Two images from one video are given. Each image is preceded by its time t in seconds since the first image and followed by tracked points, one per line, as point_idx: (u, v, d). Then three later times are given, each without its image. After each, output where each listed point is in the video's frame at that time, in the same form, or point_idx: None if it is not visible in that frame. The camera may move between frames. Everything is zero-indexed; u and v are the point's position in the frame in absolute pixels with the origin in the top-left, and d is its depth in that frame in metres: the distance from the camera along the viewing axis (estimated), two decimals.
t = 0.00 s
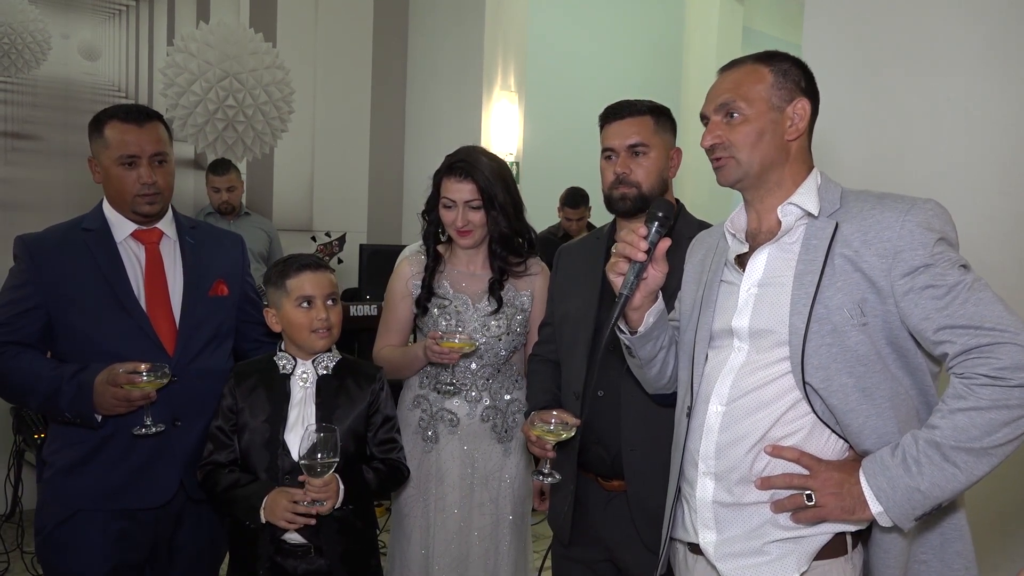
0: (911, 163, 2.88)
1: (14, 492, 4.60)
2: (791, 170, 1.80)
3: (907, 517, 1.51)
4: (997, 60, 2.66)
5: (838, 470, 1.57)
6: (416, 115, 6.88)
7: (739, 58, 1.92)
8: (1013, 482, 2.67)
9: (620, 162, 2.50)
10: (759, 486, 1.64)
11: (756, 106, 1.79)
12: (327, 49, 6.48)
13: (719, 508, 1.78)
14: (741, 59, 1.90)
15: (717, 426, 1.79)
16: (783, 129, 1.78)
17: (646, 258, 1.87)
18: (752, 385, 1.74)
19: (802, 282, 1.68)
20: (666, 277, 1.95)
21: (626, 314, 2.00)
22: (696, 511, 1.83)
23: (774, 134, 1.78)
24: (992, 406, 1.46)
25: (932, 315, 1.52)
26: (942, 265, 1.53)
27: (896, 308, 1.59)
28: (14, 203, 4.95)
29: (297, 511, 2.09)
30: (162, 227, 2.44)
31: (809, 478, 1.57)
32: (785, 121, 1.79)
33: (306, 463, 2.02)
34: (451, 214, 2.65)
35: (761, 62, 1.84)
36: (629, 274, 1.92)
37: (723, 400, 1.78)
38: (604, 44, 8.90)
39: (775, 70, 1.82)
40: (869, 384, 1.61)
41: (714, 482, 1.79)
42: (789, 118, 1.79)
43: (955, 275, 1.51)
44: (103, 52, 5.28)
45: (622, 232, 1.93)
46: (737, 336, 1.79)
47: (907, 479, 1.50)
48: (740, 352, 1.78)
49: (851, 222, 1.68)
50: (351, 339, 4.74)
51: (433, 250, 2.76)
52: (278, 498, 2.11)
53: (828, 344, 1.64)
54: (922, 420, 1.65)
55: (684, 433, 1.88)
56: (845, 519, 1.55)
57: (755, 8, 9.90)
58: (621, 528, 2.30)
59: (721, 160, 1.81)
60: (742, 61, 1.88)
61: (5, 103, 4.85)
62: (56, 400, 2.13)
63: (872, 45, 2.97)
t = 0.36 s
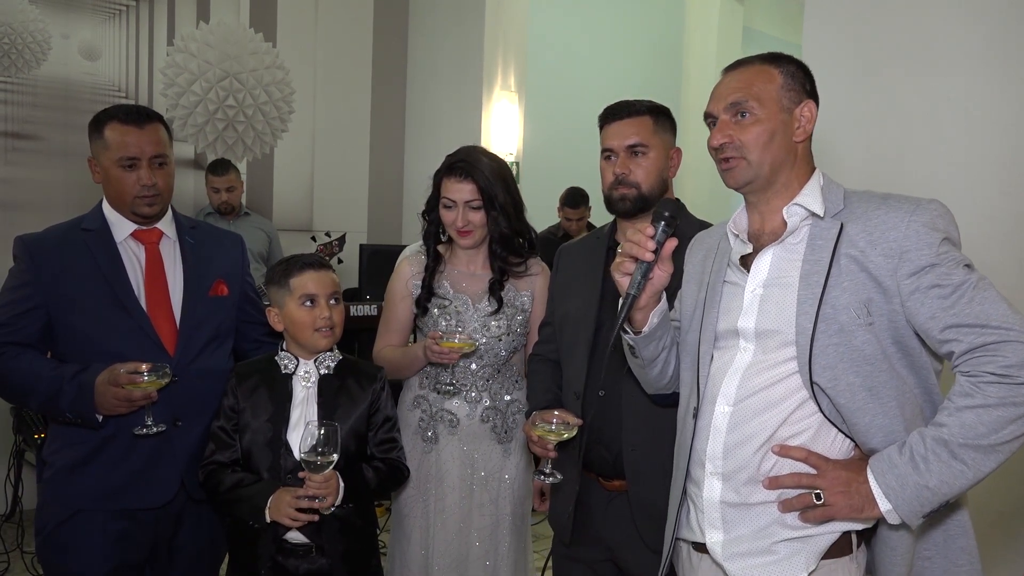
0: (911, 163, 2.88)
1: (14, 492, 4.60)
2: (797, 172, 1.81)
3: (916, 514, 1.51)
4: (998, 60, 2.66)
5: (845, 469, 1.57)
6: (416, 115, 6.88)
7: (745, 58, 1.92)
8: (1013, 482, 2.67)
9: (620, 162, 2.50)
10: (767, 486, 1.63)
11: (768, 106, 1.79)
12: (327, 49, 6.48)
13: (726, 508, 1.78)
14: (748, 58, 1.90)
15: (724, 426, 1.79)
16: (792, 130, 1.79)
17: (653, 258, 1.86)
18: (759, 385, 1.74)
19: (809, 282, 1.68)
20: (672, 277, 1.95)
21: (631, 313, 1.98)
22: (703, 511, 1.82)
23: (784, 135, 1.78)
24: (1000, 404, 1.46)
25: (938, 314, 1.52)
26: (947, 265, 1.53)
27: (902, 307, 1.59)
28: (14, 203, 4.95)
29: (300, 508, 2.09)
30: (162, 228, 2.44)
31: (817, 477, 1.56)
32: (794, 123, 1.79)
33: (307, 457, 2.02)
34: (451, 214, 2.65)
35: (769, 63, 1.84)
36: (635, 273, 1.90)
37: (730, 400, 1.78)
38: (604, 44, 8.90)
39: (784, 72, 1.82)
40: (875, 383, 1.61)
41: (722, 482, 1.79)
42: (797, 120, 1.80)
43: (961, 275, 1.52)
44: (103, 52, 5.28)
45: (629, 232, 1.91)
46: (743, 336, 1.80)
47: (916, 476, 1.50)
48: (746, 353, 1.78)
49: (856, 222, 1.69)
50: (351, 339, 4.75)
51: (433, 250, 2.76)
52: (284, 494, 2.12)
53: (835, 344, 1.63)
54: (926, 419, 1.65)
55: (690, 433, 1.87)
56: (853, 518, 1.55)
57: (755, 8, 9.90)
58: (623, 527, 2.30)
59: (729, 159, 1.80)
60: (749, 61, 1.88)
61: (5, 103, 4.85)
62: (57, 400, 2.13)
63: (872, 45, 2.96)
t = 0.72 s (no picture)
0: (910, 163, 2.88)
1: (14, 492, 4.60)
2: (799, 173, 1.81)
3: (915, 509, 1.51)
4: (997, 59, 2.66)
5: (843, 465, 1.56)
6: (416, 115, 6.88)
7: (750, 58, 1.92)
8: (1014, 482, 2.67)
9: (617, 162, 2.50)
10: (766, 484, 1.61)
11: (773, 106, 1.79)
12: (328, 49, 6.48)
13: (727, 508, 1.78)
14: (752, 59, 1.90)
15: (726, 425, 1.79)
16: (796, 131, 1.79)
17: (657, 259, 1.85)
18: (759, 384, 1.74)
19: (809, 280, 1.68)
20: (674, 278, 1.94)
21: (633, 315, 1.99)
22: (704, 511, 1.82)
23: (788, 135, 1.78)
24: (1000, 398, 1.47)
25: (939, 311, 1.53)
26: (947, 263, 1.54)
27: (902, 305, 1.60)
28: (14, 203, 4.95)
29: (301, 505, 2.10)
30: (162, 228, 2.44)
31: (816, 473, 1.55)
32: (798, 124, 1.80)
33: (303, 456, 2.03)
34: (452, 214, 2.65)
35: (775, 63, 1.84)
36: (640, 275, 1.90)
37: (731, 400, 1.78)
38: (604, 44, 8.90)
39: (789, 73, 1.83)
40: (875, 381, 1.61)
41: (723, 482, 1.79)
42: (801, 121, 1.81)
43: (961, 272, 1.53)
44: (104, 52, 5.28)
45: (633, 234, 1.90)
46: (744, 336, 1.80)
47: (915, 470, 1.50)
48: (747, 352, 1.78)
49: (857, 222, 1.69)
50: (351, 339, 4.75)
51: (434, 250, 2.76)
52: (286, 491, 2.13)
53: (835, 342, 1.64)
54: (927, 417, 1.65)
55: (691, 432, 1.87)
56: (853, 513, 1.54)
57: (755, 8, 9.89)
58: (622, 527, 2.30)
59: (732, 156, 1.80)
60: (755, 61, 1.88)
61: (5, 103, 4.85)
62: (57, 400, 2.13)
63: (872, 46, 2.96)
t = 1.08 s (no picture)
0: (912, 163, 2.88)
1: (14, 492, 4.60)
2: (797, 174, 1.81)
3: (860, 453, 1.38)
4: (1001, 66, 2.67)
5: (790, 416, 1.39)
6: (416, 115, 6.88)
7: (748, 60, 1.92)
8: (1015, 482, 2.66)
9: (592, 175, 2.54)
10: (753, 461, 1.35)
11: (766, 109, 1.79)
12: (328, 49, 6.48)
13: (727, 507, 1.78)
14: (747, 61, 1.90)
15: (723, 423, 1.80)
16: (793, 132, 1.79)
17: (660, 258, 1.87)
18: (757, 382, 1.75)
19: (808, 276, 1.69)
20: (677, 278, 1.94)
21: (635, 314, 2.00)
22: (704, 511, 1.84)
23: (784, 137, 1.78)
24: (976, 396, 1.38)
25: (934, 317, 1.50)
26: (948, 272, 1.53)
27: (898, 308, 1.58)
28: (14, 203, 4.95)
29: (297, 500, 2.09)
30: (161, 228, 2.44)
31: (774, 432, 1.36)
32: (795, 125, 1.80)
33: (301, 457, 2.03)
34: (452, 214, 2.65)
35: (768, 66, 1.85)
36: (643, 274, 1.91)
37: (730, 398, 1.80)
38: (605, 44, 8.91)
39: (782, 75, 1.83)
40: (854, 378, 1.58)
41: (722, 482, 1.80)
42: (799, 122, 1.80)
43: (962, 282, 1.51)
44: (104, 52, 5.28)
45: (636, 233, 1.92)
46: (744, 334, 1.82)
47: (882, 419, 1.38)
48: (746, 350, 1.80)
49: (862, 223, 1.68)
50: (351, 339, 4.76)
51: (434, 250, 2.76)
52: (285, 490, 2.12)
53: (827, 339, 1.63)
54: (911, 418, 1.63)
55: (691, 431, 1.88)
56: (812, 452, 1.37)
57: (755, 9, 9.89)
58: (621, 527, 2.31)
59: (728, 160, 1.81)
60: (749, 64, 1.88)
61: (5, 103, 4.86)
62: (57, 400, 2.13)
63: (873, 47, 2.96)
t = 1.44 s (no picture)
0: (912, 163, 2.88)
1: (16, 491, 4.60)
2: (800, 174, 1.81)
3: (826, 392, 1.41)
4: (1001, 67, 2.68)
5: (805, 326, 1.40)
6: (417, 115, 6.88)
7: (749, 60, 1.92)
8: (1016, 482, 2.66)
9: (589, 175, 2.53)
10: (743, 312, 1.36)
11: (774, 108, 1.79)
12: (329, 49, 6.48)
13: (722, 506, 1.79)
14: (749, 61, 1.91)
15: (720, 421, 1.82)
16: (797, 133, 1.80)
17: (661, 261, 1.87)
18: (751, 381, 1.78)
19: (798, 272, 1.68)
20: (677, 280, 1.95)
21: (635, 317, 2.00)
22: (700, 510, 1.84)
23: (790, 136, 1.79)
24: (951, 384, 1.43)
25: (920, 317, 1.53)
26: (937, 271, 1.55)
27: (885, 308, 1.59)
28: (16, 203, 4.95)
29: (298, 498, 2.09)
30: (163, 228, 2.44)
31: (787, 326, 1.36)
32: (800, 126, 1.81)
33: (303, 458, 2.03)
34: (453, 214, 2.65)
35: (772, 65, 1.85)
36: (643, 278, 1.91)
37: (725, 396, 1.83)
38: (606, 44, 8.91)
39: (786, 75, 1.84)
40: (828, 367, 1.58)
41: (719, 481, 1.80)
42: (802, 123, 1.81)
43: (950, 283, 1.53)
44: (106, 52, 5.29)
45: (636, 236, 1.92)
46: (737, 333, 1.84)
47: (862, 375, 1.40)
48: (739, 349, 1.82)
49: (854, 222, 1.69)
50: (352, 339, 4.76)
51: (434, 251, 2.76)
52: (286, 490, 2.12)
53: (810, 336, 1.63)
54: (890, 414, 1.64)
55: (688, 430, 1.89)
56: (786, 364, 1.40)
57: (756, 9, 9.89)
58: (621, 526, 2.31)
59: (736, 157, 1.80)
60: (752, 63, 1.88)
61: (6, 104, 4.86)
62: (59, 400, 2.13)
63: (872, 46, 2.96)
